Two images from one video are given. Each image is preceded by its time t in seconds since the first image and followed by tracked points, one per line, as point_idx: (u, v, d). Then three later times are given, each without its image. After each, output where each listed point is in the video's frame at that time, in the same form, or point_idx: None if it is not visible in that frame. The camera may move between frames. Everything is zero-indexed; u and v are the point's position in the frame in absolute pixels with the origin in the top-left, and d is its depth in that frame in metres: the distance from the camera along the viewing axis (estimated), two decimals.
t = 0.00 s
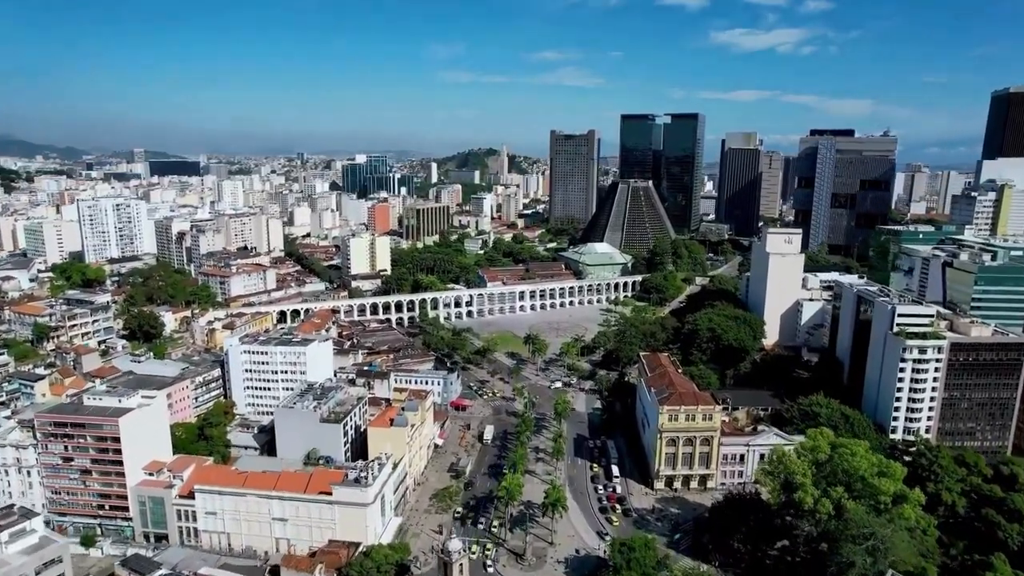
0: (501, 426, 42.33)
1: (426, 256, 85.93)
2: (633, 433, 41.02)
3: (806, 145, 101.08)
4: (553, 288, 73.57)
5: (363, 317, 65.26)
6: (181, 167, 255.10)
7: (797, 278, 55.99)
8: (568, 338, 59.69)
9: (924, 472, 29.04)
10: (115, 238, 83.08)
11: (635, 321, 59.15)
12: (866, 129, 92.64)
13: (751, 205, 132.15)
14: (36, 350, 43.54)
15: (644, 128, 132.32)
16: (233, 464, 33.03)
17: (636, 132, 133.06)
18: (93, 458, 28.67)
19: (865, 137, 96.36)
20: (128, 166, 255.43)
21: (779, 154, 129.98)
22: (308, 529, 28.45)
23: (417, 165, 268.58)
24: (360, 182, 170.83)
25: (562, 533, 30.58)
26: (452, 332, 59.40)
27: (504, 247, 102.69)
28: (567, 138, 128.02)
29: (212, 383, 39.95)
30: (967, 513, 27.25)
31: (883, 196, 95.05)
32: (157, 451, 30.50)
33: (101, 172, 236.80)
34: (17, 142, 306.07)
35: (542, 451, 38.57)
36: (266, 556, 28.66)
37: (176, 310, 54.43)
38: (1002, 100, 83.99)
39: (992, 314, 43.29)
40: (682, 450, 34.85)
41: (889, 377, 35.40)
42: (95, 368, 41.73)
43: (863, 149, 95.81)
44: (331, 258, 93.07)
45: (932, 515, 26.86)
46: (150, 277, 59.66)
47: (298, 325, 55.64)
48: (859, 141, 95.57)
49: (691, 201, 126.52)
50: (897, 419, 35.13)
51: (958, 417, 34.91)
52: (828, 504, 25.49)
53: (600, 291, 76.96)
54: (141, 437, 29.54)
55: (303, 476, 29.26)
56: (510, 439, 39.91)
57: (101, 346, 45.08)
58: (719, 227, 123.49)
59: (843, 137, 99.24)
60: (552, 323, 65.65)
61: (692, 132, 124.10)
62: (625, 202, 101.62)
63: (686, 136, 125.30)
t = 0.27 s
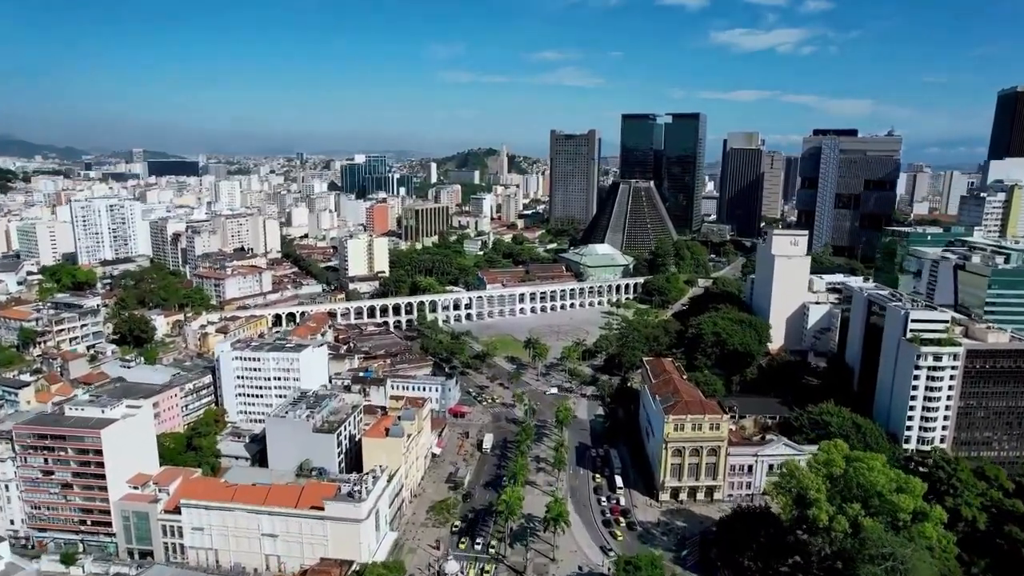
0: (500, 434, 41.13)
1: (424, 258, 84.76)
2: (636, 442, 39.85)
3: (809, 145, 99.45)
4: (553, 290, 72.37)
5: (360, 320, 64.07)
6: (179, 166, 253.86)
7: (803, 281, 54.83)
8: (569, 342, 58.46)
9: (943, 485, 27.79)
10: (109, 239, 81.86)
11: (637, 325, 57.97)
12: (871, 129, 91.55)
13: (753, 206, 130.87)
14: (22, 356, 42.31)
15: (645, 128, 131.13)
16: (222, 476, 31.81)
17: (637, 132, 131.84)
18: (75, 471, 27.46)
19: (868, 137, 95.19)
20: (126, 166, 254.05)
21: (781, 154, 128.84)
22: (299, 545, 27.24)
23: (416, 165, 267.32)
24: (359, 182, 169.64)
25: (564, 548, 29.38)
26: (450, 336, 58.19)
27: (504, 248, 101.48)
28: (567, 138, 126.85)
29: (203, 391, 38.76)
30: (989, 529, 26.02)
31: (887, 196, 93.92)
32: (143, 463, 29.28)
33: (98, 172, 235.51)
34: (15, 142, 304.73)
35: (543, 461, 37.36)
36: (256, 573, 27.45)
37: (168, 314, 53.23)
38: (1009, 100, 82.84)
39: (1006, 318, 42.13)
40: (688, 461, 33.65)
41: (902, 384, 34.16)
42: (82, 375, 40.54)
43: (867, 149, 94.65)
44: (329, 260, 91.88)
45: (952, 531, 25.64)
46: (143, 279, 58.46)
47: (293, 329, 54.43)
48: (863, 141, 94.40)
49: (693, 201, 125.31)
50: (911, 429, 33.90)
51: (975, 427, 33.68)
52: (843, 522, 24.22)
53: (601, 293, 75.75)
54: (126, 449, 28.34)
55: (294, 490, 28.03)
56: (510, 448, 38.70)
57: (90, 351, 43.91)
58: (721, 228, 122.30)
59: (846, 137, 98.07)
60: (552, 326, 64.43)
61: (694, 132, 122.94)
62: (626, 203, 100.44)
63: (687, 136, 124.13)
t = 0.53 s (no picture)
0: (499, 441, 40.00)
1: (423, 259, 83.61)
2: (640, 450, 38.77)
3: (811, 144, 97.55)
4: (554, 292, 71.25)
5: (358, 324, 62.95)
6: (178, 166, 252.81)
7: (808, 283, 53.71)
8: (570, 346, 57.32)
9: (961, 500, 26.60)
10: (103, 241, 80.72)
11: (639, 328, 56.85)
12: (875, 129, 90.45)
13: (755, 206, 129.73)
14: (8, 362, 41.21)
15: (646, 127, 129.95)
16: (212, 488, 30.66)
17: (638, 131, 130.65)
18: (55, 486, 26.31)
19: (872, 137, 93.95)
20: (125, 167, 252.87)
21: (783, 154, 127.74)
22: (290, 563, 26.08)
23: (416, 165, 266.17)
24: (358, 182, 168.49)
25: (566, 564, 28.27)
26: (449, 340, 57.07)
27: (504, 249, 100.34)
28: (567, 138, 125.72)
29: (194, 398, 37.63)
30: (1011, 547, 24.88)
31: (891, 197, 92.84)
32: (128, 476, 28.12)
33: (97, 172, 234.42)
34: (13, 142, 303.66)
35: (544, 470, 36.25)
36: None
37: (161, 317, 52.11)
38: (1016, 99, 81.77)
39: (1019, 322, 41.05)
40: (695, 471, 32.52)
41: (915, 391, 33.01)
42: (69, 381, 39.42)
43: (871, 149, 93.51)
44: (326, 261, 90.76)
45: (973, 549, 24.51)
46: (136, 282, 57.35)
47: (288, 333, 53.32)
48: (867, 141, 93.29)
49: (694, 201, 124.19)
50: (925, 439, 32.75)
51: (991, 436, 32.56)
52: (860, 539, 22.98)
53: (603, 295, 74.60)
54: (110, 462, 27.21)
55: (287, 503, 26.94)
56: (510, 457, 37.57)
57: (78, 357, 42.80)
58: (722, 229, 121.21)
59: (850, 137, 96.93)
60: (553, 330, 63.30)
61: (695, 132, 121.80)
62: (627, 203, 99.31)
63: (689, 135, 122.98)
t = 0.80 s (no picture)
0: (499, 450, 38.78)
1: (421, 261, 82.37)
2: (644, 459, 37.59)
3: (815, 144, 96.28)
4: (555, 295, 70.01)
5: (355, 327, 61.74)
6: (176, 166, 251.58)
7: (816, 286, 52.46)
8: (571, 350, 56.09)
9: (983, 517, 25.37)
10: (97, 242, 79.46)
11: (642, 332, 55.63)
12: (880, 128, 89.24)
13: (758, 207, 128.41)
14: None
15: (647, 127, 128.64)
16: (200, 501, 29.44)
17: (639, 131, 129.34)
18: (33, 501, 25.11)
19: (877, 136, 92.72)
20: (123, 167, 251.65)
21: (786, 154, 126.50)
22: None
23: (415, 165, 264.87)
24: (357, 182, 167.23)
25: None
26: (448, 344, 55.84)
27: (504, 250, 99.06)
28: (568, 138, 124.47)
29: (184, 407, 36.47)
30: None
31: (896, 197, 91.62)
32: (111, 491, 26.92)
33: (95, 172, 233.27)
34: (11, 141, 302.49)
35: (545, 481, 35.03)
36: None
37: (152, 321, 50.89)
38: None
39: None
40: (702, 483, 31.29)
41: (930, 400, 31.83)
42: (55, 388, 38.23)
43: (875, 149, 92.29)
44: (324, 262, 89.49)
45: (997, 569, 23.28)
46: (127, 285, 56.11)
47: (283, 337, 52.09)
48: (871, 140, 92.06)
49: (696, 202, 122.95)
50: (942, 450, 31.51)
51: (1010, 447, 31.35)
52: (880, 561, 21.71)
53: (604, 298, 73.40)
54: (91, 476, 25.98)
55: (277, 519, 25.76)
56: (510, 467, 36.34)
57: (66, 363, 41.60)
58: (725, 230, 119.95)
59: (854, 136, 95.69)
60: (554, 333, 62.05)
61: (697, 132, 120.53)
62: (628, 204, 98.09)
63: (691, 135, 121.70)
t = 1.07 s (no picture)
0: (499, 459, 37.60)
1: (420, 263, 81.18)
2: (648, 469, 36.37)
3: (820, 144, 95.35)
4: (556, 297, 68.80)
5: (352, 331, 60.54)
6: (175, 167, 250.27)
7: (823, 289, 51.21)
8: (572, 354, 54.91)
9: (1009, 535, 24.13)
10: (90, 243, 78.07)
11: (645, 335, 54.44)
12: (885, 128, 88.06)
13: (760, 207, 126.89)
14: None
15: (649, 127, 127.35)
16: (187, 516, 28.19)
17: (640, 130, 128.03)
18: (8, 519, 23.86)
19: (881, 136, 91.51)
20: (121, 167, 250.45)
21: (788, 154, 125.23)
22: None
23: (415, 165, 263.69)
24: (355, 182, 166.05)
25: None
26: (447, 348, 54.68)
27: (503, 251, 97.84)
28: (568, 137, 123.25)
29: (173, 415, 35.28)
30: None
31: (901, 197, 90.44)
32: (92, 507, 25.68)
33: (93, 172, 232.10)
34: (10, 141, 301.33)
35: (547, 493, 33.81)
36: None
37: (144, 325, 49.68)
38: None
39: None
40: (710, 497, 30.08)
41: (947, 410, 30.59)
42: (40, 396, 37.05)
43: (880, 149, 91.10)
44: (321, 264, 88.29)
45: None
46: (119, 288, 54.89)
47: (277, 342, 50.87)
48: (876, 140, 90.86)
49: (698, 202, 121.75)
50: (959, 461, 30.27)
51: None
52: None
53: (606, 300, 72.22)
54: (69, 491, 24.69)
55: (266, 535, 24.55)
56: (510, 478, 35.11)
57: (53, 369, 40.42)
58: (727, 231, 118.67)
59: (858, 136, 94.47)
60: (555, 337, 60.83)
61: (699, 131, 119.30)
62: (629, 204, 96.91)
63: (693, 135, 120.44)
